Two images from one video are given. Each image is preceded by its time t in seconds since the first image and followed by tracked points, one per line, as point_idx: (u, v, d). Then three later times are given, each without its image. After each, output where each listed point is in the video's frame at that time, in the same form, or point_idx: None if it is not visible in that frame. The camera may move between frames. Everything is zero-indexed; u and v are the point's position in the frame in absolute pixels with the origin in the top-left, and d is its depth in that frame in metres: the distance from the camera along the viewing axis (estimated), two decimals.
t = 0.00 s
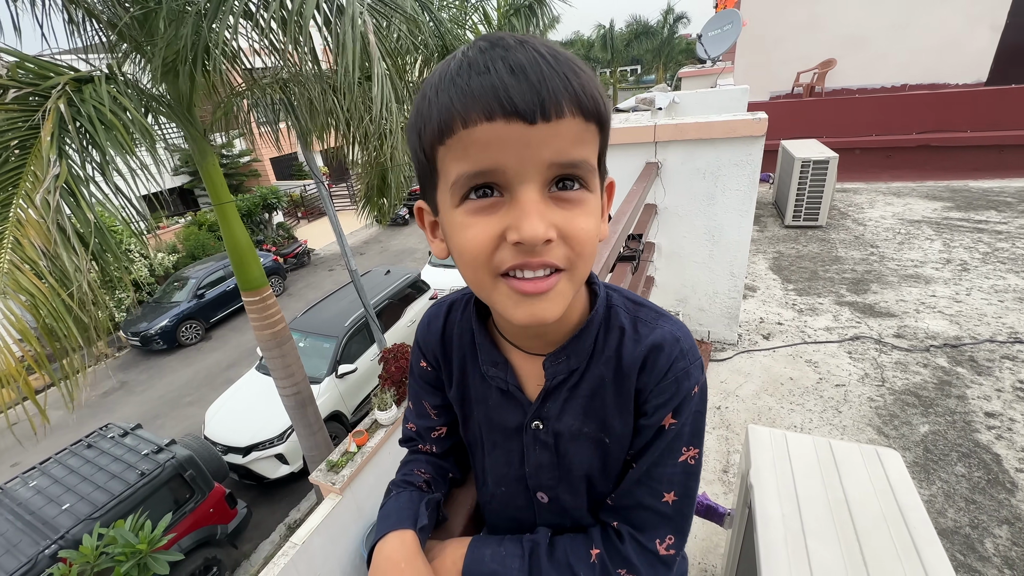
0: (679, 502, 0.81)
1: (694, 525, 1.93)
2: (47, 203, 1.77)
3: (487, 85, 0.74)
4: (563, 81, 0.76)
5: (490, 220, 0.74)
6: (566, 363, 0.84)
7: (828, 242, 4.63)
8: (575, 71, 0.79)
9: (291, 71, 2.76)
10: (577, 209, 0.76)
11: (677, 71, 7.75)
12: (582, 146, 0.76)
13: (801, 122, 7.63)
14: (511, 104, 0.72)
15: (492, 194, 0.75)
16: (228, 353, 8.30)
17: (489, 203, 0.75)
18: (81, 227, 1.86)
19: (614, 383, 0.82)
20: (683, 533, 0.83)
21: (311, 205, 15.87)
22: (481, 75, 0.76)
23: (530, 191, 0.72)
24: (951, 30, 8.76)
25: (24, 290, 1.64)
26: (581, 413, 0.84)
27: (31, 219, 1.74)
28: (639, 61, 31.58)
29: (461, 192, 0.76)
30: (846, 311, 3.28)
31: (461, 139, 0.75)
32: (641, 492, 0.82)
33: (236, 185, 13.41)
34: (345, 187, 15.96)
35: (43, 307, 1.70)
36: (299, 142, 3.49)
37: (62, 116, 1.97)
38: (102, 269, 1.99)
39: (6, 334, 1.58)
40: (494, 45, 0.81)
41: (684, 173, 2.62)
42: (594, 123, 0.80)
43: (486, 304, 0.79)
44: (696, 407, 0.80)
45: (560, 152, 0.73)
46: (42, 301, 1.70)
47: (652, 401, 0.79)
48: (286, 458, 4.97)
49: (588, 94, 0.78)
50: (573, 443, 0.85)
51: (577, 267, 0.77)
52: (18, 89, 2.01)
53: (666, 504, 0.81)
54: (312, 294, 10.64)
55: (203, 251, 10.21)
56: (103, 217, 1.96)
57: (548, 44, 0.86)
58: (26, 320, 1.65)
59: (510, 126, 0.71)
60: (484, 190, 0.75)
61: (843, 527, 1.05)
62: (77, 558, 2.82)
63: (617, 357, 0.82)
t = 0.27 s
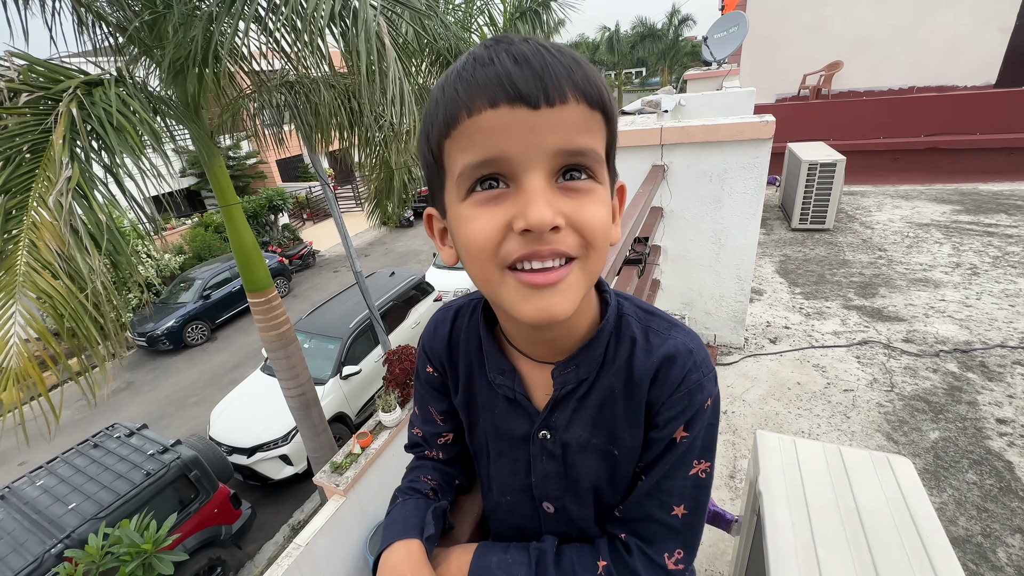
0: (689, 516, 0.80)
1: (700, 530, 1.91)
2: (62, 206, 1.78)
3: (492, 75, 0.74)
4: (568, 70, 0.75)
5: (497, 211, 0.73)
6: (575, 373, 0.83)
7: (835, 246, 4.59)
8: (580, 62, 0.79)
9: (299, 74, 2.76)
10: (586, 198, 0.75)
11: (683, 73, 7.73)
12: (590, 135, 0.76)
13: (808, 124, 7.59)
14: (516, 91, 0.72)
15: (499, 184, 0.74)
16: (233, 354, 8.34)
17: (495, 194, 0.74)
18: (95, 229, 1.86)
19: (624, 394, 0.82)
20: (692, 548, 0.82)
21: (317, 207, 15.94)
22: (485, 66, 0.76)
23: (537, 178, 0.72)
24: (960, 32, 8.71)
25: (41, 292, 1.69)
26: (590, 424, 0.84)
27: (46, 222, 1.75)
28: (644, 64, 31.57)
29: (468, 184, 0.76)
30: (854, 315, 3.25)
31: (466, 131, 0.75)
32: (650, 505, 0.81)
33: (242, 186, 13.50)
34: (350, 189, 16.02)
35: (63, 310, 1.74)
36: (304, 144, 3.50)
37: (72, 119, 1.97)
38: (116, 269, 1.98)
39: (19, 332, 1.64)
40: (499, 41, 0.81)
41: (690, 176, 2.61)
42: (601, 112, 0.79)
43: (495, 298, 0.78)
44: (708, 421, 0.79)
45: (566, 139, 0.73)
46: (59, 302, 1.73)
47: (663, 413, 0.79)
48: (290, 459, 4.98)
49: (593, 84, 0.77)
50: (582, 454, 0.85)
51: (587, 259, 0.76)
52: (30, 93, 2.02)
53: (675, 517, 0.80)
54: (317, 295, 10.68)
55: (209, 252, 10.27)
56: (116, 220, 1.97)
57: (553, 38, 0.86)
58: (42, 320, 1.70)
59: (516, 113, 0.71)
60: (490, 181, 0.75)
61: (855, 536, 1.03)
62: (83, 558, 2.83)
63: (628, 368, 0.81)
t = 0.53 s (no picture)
0: (693, 524, 0.81)
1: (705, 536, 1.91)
2: (77, 211, 1.80)
3: (500, 84, 0.76)
4: (574, 80, 0.77)
5: (501, 218, 0.74)
6: (578, 379, 0.84)
7: (840, 250, 4.58)
8: (587, 73, 0.80)
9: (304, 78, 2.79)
10: (589, 207, 0.75)
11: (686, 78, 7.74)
12: (594, 144, 0.76)
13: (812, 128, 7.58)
14: (523, 100, 0.73)
15: (503, 192, 0.75)
16: (238, 357, 8.37)
17: (500, 200, 0.75)
18: (110, 233, 1.88)
19: (626, 400, 0.82)
20: (695, 555, 0.83)
21: (321, 210, 16.03)
22: (494, 75, 0.78)
23: (540, 186, 0.72)
24: (964, 36, 8.69)
25: (59, 295, 1.72)
26: (592, 430, 0.84)
27: (61, 225, 1.77)
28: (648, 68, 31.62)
29: (473, 190, 0.77)
30: (859, 320, 3.23)
31: (473, 137, 0.76)
32: (654, 513, 0.81)
33: (247, 190, 13.58)
34: (355, 193, 16.09)
35: (81, 313, 1.76)
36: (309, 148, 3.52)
37: (84, 124, 1.99)
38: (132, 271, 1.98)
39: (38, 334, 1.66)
40: (508, 52, 0.84)
41: (694, 180, 2.61)
42: (606, 122, 0.80)
43: (499, 304, 0.77)
44: (710, 428, 0.79)
45: (571, 148, 0.73)
46: (75, 305, 1.75)
47: (665, 420, 0.79)
48: (293, 462, 4.98)
49: (599, 94, 0.79)
50: (583, 459, 0.85)
51: (591, 268, 0.75)
52: (43, 100, 2.05)
53: (680, 524, 0.81)
54: (321, 298, 10.71)
55: (215, 255, 10.34)
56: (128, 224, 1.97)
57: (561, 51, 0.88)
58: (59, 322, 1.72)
59: (521, 121, 0.72)
60: (495, 187, 0.76)
61: (860, 542, 1.03)
62: (87, 559, 2.84)
63: (630, 374, 0.81)
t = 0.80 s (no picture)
0: (699, 533, 0.80)
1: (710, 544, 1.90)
2: (87, 216, 1.80)
3: (497, 97, 0.75)
4: (572, 94, 0.76)
5: (496, 232, 0.74)
6: (581, 386, 0.83)
7: (844, 254, 4.56)
8: (586, 85, 0.79)
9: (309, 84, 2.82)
10: (586, 222, 0.75)
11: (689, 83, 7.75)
12: (592, 158, 0.75)
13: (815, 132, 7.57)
14: (518, 115, 0.73)
15: (498, 206, 0.75)
16: (241, 362, 8.38)
17: (496, 214, 0.75)
18: (119, 237, 1.89)
19: (630, 407, 0.81)
20: (702, 564, 0.82)
21: (325, 215, 16.10)
22: (490, 88, 0.77)
23: (535, 202, 0.72)
24: (967, 40, 8.69)
25: (69, 299, 1.72)
26: (596, 437, 0.83)
27: (71, 228, 1.78)
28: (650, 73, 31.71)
29: (469, 203, 0.77)
30: (864, 325, 3.22)
31: (469, 151, 0.76)
32: (659, 521, 0.81)
33: (252, 196, 13.66)
34: (358, 199, 16.18)
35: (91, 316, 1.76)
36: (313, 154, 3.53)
37: (93, 129, 2.00)
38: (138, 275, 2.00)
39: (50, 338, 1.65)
40: (507, 62, 0.83)
41: (697, 185, 2.61)
42: (606, 135, 0.79)
43: (494, 316, 0.78)
44: (716, 434, 0.79)
45: (567, 163, 0.73)
46: (87, 308, 1.75)
47: (670, 427, 0.78)
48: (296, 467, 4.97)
49: (599, 107, 0.78)
50: (587, 467, 0.84)
51: (587, 283, 0.75)
52: (52, 106, 2.06)
53: (685, 533, 0.80)
54: (324, 303, 10.74)
55: (219, 260, 10.38)
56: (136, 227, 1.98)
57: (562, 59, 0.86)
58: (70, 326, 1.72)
59: (516, 136, 0.72)
60: (491, 202, 0.76)
61: (868, 551, 1.01)
62: (90, 564, 2.84)
63: (634, 381, 0.81)
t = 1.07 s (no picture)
0: (706, 541, 0.79)
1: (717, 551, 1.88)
2: (94, 219, 1.81)
3: (510, 111, 0.75)
4: (586, 108, 0.76)
5: (507, 244, 0.74)
6: (587, 392, 0.83)
7: (849, 258, 4.54)
8: (600, 99, 0.79)
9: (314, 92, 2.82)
10: (597, 235, 0.75)
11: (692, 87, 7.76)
12: (604, 173, 0.76)
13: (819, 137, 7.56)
14: (532, 130, 0.72)
15: (510, 220, 0.75)
16: (245, 366, 8.40)
17: (507, 227, 0.75)
18: (126, 241, 1.91)
19: (636, 413, 0.81)
20: (709, 572, 0.81)
21: (330, 220, 16.19)
22: (504, 102, 0.77)
23: (548, 217, 0.72)
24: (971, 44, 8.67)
25: (78, 302, 1.74)
26: (602, 442, 0.83)
27: (79, 233, 1.79)
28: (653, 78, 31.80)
29: (480, 214, 0.77)
30: (870, 329, 3.19)
31: (481, 164, 0.76)
32: (666, 528, 0.80)
33: (257, 201, 13.75)
34: (362, 204, 16.26)
35: (99, 319, 1.77)
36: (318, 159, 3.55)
37: (101, 135, 2.02)
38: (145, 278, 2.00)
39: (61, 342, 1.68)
40: (520, 73, 0.82)
41: (701, 190, 2.61)
42: (618, 149, 0.79)
43: (503, 326, 0.79)
44: (723, 440, 0.78)
45: (580, 179, 0.73)
46: (95, 312, 1.77)
47: (676, 433, 0.78)
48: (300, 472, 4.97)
49: (612, 122, 0.77)
50: (593, 473, 0.84)
51: (596, 296, 0.76)
52: (60, 113, 2.08)
53: (692, 541, 0.79)
54: (329, 308, 10.77)
55: (224, 265, 10.44)
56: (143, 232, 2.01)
57: (574, 70, 0.86)
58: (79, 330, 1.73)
59: (530, 151, 0.72)
60: (502, 215, 0.76)
61: (877, 559, 1.00)
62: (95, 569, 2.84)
63: (640, 387, 0.80)
